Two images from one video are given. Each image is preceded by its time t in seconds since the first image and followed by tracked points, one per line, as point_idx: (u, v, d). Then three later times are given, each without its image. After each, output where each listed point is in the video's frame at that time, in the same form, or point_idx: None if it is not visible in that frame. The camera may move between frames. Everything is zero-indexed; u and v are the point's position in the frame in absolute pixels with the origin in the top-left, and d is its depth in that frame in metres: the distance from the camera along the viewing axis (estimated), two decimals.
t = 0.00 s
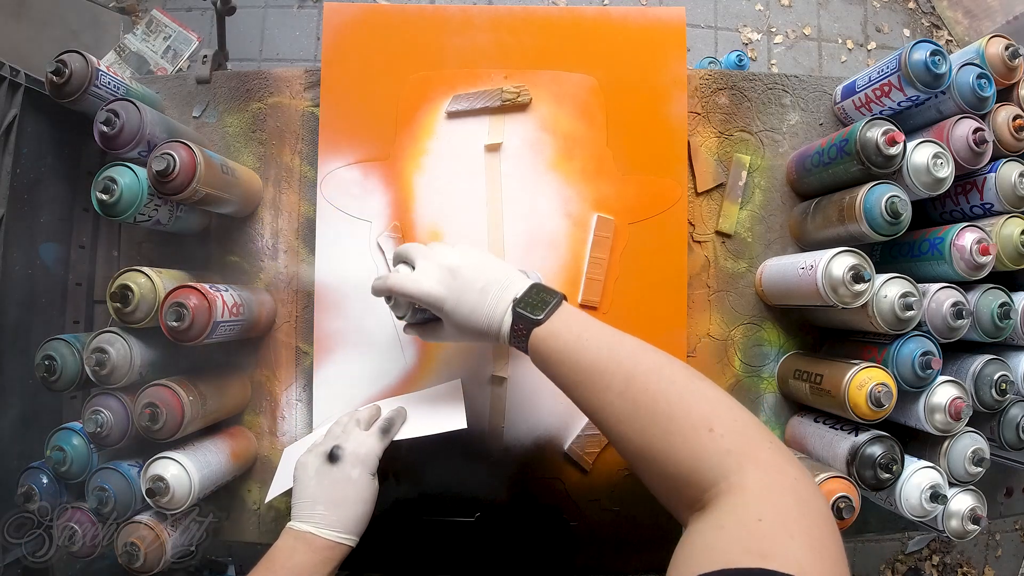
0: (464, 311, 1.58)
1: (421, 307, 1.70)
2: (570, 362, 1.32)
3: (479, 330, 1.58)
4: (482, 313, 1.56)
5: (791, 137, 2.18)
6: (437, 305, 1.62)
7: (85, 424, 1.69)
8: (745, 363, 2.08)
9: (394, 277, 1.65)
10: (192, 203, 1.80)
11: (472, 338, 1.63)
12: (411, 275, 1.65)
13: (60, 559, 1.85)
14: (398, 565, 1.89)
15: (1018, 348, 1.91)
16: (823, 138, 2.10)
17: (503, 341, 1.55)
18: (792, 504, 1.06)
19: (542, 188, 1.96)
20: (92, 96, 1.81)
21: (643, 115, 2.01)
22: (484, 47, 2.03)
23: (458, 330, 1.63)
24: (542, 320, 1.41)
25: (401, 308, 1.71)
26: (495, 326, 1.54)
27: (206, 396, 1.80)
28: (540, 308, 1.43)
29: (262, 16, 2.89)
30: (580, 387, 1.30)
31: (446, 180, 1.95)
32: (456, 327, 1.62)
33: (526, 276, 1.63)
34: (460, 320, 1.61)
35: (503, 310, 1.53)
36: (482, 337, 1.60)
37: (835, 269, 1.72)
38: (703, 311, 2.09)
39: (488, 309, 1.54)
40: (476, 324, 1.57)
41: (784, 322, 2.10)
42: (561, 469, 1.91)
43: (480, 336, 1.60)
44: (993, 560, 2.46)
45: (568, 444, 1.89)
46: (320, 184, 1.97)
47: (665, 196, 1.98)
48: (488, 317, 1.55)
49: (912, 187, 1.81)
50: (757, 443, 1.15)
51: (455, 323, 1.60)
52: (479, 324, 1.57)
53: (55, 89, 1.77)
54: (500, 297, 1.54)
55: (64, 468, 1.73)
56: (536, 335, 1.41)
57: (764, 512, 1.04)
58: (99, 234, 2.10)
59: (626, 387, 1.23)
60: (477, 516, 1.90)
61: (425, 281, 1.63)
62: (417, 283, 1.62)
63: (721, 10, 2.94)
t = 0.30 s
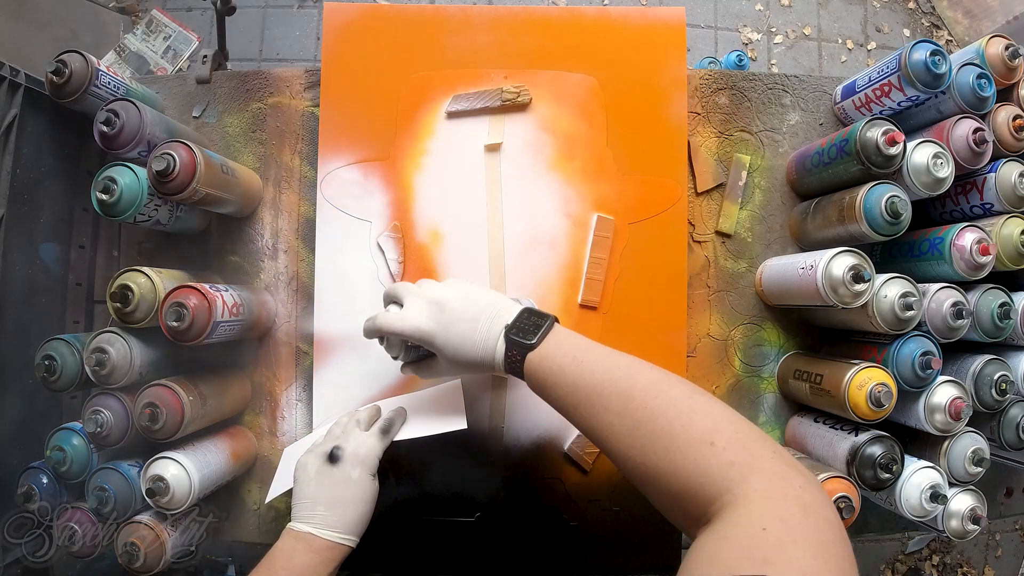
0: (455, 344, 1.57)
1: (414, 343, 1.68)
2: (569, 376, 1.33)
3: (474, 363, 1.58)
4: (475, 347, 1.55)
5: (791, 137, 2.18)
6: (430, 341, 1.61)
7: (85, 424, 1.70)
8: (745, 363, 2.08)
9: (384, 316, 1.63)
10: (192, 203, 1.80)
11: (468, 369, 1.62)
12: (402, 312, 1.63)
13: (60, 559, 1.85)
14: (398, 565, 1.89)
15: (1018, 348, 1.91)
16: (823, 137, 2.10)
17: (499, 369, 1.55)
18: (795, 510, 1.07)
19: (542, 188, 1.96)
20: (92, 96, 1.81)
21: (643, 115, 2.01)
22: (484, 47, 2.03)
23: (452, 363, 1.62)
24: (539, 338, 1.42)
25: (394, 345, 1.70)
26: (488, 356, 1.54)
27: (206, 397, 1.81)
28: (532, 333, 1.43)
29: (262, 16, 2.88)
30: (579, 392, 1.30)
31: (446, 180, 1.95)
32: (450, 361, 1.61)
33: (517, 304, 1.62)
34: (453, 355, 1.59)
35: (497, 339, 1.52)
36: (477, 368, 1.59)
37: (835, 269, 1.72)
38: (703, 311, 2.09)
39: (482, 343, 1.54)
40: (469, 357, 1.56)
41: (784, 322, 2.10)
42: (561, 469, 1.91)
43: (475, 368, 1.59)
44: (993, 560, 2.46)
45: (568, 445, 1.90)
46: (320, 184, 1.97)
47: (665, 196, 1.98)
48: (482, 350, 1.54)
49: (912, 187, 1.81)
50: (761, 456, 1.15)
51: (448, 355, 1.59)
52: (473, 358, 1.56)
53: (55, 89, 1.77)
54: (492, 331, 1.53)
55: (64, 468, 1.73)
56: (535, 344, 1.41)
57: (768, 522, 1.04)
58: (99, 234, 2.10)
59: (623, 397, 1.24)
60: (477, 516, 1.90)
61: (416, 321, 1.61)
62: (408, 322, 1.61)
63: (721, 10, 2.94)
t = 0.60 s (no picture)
0: (425, 247, 1.64)
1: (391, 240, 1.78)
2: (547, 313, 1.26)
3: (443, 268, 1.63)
4: (445, 241, 1.61)
5: (791, 137, 2.18)
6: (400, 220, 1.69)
7: (86, 424, 1.70)
8: (745, 363, 2.08)
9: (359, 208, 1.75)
10: (192, 203, 1.80)
11: (435, 276, 1.67)
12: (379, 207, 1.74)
13: (61, 559, 1.85)
14: (398, 564, 1.90)
15: (1018, 348, 1.91)
16: (823, 138, 2.10)
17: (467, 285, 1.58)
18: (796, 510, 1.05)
19: (542, 188, 1.95)
20: (92, 96, 1.81)
21: (644, 115, 2.01)
22: (484, 47, 2.03)
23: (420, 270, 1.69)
24: (515, 268, 1.39)
25: (370, 245, 1.80)
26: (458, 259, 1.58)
27: (206, 396, 1.81)
28: (501, 248, 1.45)
29: (262, 16, 2.89)
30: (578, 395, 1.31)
31: (446, 180, 1.95)
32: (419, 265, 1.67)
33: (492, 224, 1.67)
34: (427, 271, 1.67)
35: (467, 246, 1.57)
36: (448, 278, 1.64)
37: (835, 269, 1.72)
38: (703, 312, 2.09)
39: (452, 248, 1.59)
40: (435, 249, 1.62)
41: (784, 322, 2.10)
42: (561, 469, 1.91)
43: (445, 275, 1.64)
44: (993, 560, 2.46)
45: (568, 444, 1.90)
46: (320, 184, 1.97)
47: (665, 196, 1.98)
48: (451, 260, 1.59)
49: (912, 187, 1.81)
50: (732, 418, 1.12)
51: (417, 256, 1.66)
52: (444, 238, 1.61)
53: (55, 89, 1.77)
54: (462, 236, 1.59)
55: (64, 468, 1.73)
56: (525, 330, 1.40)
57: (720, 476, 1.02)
58: (99, 234, 2.10)
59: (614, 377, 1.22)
60: (477, 516, 1.90)
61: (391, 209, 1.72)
62: (383, 218, 1.70)
63: (721, 10, 2.94)
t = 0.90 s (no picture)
0: (476, 195, 1.55)
1: (431, 171, 1.70)
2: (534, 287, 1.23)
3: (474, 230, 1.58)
4: (482, 201, 1.55)
5: (791, 137, 2.18)
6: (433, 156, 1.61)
7: (86, 424, 1.69)
8: (745, 363, 2.08)
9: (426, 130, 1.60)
10: (192, 203, 1.80)
11: (468, 231, 1.62)
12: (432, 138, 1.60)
13: (60, 559, 1.81)
14: (398, 564, 1.90)
15: (1018, 348, 1.91)
16: (823, 137, 2.10)
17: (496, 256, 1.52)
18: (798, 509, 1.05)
19: (542, 188, 1.95)
20: (91, 96, 1.81)
21: (644, 115, 2.01)
22: (484, 47, 2.03)
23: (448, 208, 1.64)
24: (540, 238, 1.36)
25: (410, 162, 1.68)
26: (495, 226, 1.51)
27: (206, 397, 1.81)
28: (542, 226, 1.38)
29: (262, 16, 2.89)
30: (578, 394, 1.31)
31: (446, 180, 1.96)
32: (453, 208, 1.61)
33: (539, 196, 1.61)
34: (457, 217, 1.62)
35: (512, 214, 1.50)
36: (476, 237, 1.60)
37: (835, 269, 1.72)
38: (703, 311, 2.09)
39: (489, 209, 1.53)
40: (470, 208, 1.57)
41: (784, 322, 2.10)
42: (561, 469, 1.91)
43: (477, 233, 1.58)
44: (993, 560, 2.46)
45: (567, 444, 1.90)
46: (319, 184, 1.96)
47: (665, 196, 1.98)
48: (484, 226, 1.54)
49: (912, 187, 1.81)
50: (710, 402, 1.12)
51: (460, 199, 1.58)
52: (482, 202, 1.55)
53: (55, 89, 1.77)
54: (506, 203, 1.52)
55: (64, 468, 1.73)
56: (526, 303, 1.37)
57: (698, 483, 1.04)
58: (99, 234, 2.10)
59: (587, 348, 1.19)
60: (477, 516, 1.90)
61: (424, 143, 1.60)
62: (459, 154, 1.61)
63: (721, 10, 2.94)
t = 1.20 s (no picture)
0: (468, 165, 1.49)
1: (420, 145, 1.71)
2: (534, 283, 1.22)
3: (477, 203, 1.48)
4: (479, 172, 1.46)
5: (791, 137, 2.18)
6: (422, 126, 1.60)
7: (85, 424, 1.69)
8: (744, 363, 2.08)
9: (411, 96, 1.64)
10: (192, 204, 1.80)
11: (468, 208, 1.52)
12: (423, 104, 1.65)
13: (61, 558, 1.85)
14: (398, 563, 1.90)
15: (1018, 348, 1.91)
16: (823, 138, 2.10)
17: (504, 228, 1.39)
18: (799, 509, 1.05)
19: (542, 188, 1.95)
20: (91, 96, 1.81)
21: (644, 115, 2.01)
22: (484, 47, 2.03)
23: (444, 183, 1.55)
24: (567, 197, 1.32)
25: (394, 134, 1.74)
26: (497, 194, 1.42)
27: (206, 396, 1.81)
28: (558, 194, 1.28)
29: (262, 16, 2.89)
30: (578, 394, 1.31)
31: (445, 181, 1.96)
32: (449, 177, 1.53)
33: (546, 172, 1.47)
34: (454, 190, 1.53)
35: (515, 184, 1.38)
36: (480, 212, 1.49)
37: (835, 269, 1.72)
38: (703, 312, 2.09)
39: (494, 179, 1.42)
40: (467, 176, 1.48)
41: (784, 322, 2.10)
42: (561, 469, 1.91)
43: (478, 207, 1.49)
44: (993, 560, 2.46)
45: (568, 444, 1.89)
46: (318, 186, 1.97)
47: (666, 196, 1.98)
48: (489, 199, 1.43)
49: (912, 187, 1.81)
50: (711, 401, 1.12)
51: (455, 172, 1.51)
52: (484, 172, 1.45)
53: (55, 89, 1.77)
54: (510, 170, 1.41)
55: (64, 468, 1.73)
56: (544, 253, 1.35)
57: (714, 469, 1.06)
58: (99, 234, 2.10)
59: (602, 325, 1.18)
60: (477, 516, 1.90)
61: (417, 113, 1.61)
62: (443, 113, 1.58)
63: (721, 10, 2.94)
